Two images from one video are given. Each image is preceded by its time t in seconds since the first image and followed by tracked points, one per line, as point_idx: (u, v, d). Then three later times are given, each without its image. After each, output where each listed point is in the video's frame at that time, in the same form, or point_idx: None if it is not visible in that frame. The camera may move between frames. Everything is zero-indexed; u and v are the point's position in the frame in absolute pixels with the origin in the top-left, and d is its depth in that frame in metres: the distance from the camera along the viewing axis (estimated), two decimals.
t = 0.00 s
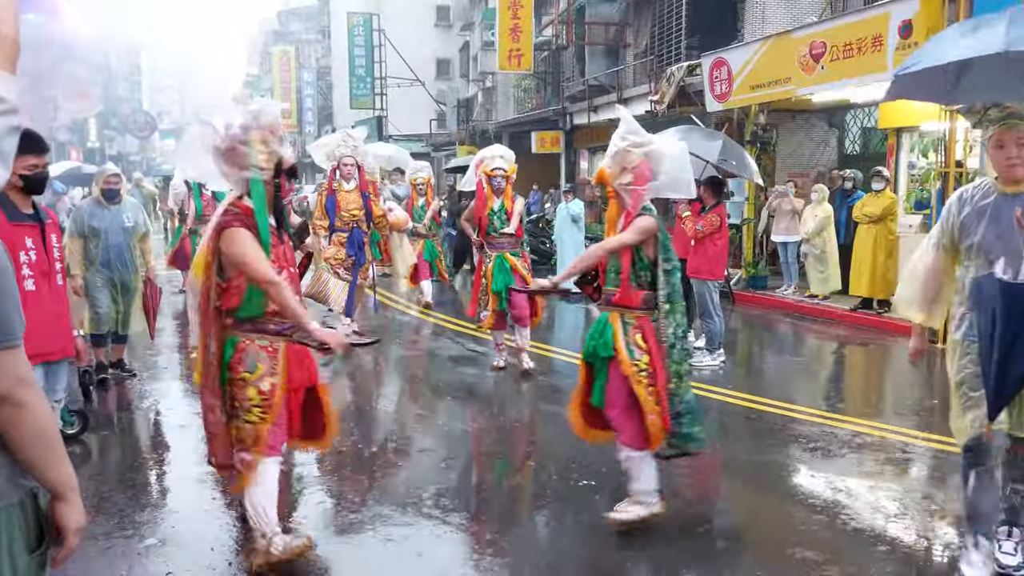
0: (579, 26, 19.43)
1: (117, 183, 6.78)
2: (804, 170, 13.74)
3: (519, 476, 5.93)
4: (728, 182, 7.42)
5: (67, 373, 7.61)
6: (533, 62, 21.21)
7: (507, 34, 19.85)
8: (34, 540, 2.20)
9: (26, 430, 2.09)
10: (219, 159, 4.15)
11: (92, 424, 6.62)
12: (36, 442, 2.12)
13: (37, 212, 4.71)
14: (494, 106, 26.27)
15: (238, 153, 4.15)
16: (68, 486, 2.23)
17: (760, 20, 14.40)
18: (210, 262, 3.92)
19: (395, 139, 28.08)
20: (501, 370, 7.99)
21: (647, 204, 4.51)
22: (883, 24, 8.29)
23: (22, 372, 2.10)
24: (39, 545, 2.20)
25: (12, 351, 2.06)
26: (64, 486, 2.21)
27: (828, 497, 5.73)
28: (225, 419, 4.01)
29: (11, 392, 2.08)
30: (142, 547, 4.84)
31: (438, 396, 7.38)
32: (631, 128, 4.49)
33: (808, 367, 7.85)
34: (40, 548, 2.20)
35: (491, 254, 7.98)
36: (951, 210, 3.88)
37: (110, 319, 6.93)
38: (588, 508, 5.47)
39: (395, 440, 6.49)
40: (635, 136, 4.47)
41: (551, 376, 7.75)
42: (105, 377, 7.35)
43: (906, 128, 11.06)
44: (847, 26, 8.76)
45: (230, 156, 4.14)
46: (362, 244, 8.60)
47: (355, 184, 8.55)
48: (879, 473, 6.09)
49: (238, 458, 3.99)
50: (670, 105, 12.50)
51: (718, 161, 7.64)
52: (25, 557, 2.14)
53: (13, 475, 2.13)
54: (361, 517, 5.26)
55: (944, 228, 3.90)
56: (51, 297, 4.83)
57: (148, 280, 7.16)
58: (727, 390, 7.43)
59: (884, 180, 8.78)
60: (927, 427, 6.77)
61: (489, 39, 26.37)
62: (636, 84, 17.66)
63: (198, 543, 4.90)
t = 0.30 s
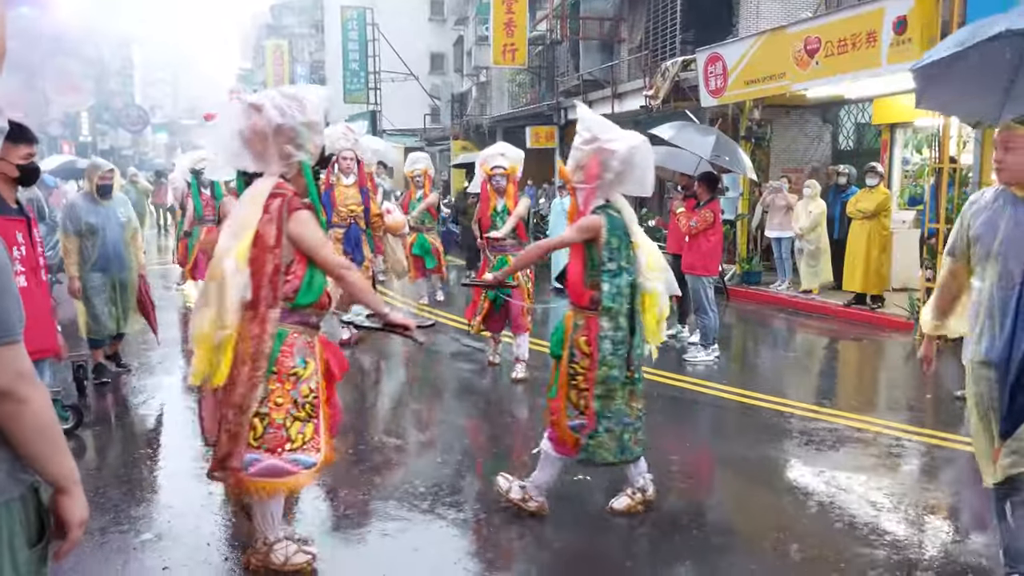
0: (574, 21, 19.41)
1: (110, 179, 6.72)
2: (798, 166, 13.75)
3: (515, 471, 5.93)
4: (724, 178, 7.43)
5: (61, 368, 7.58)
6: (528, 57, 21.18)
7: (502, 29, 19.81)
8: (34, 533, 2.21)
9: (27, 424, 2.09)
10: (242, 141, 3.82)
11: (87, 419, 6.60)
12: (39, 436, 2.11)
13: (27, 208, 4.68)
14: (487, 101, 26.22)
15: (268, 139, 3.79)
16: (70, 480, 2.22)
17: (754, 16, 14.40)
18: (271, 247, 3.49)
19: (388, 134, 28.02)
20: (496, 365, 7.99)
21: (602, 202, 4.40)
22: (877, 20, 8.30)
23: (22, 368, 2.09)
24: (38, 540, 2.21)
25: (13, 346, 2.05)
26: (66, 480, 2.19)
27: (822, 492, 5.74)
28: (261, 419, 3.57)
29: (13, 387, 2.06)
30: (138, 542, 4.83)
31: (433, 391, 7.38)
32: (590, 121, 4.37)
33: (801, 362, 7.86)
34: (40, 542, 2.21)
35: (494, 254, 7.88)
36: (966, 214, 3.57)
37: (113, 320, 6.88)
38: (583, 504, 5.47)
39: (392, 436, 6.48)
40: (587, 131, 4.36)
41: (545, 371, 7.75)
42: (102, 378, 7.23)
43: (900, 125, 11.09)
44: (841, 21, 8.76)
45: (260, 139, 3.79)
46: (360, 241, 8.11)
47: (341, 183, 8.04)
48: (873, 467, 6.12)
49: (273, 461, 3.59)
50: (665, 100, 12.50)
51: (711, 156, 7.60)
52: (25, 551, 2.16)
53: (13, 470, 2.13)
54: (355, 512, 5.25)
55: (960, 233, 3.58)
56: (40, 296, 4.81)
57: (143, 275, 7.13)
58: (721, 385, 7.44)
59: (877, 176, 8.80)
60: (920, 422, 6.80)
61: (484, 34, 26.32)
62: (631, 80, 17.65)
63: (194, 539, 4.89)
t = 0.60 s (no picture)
0: (567, 16, 19.38)
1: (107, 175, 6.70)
2: (792, 162, 13.75)
3: (511, 467, 5.92)
4: (718, 172, 7.45)
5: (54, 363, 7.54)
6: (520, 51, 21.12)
7: (495, 23, 19.73)
8: (35, 531, 2.17)
9: (31, 421, 2.05)
10: (283, 143, 3.46)
11: (79, 414, 6.56)
12: (41, 434, 2.07)
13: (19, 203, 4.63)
14: (480, 95, 26.12)
15: (318, 144, 3.46)
16: (75, 477, 2.16)
17: (748, 11, 14.40)
18: (337, 244, 3.48)
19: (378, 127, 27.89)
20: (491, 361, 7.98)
21: (557, 191, 4.37)
22: (872, 15, 8.31)
23: (24, 366, 2.04)
24: (41, 538, 2.19)
25: (15, 344, 2.01)
26: (70, 477, 2.14)
27: (814, 486, 5.76)
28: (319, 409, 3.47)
29: (14, 385, 2.02)
30: (133, 537, 4.80)
31: (427, 387, 7.36)
32: (555, 108, 4.39)
33: (795, 358, 7.88)
34: (42, 540, 2.19)
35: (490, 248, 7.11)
36: (989, 207, 3.57)
37: (111, 317, 6.80)
38: (579, 499, 5.47)
39: (388, 432, 6.46)
40: (552, 115, 4.38)
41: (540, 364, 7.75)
42: (95, 374, 7.19)
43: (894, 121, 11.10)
44: (836, 17, 8.77)
45: (306, 144, 3.45)
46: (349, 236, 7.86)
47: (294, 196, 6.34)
48: (866, 462, 6.14)
49: (319, 460, 3.56)
50: (659, 95, 12.50)
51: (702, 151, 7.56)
52: (26, 549, 2.13)
53: (16, 467, 2.11)
54: (351, 508, 5.23)
55: (981, 222, 3.59)
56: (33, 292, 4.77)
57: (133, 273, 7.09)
58: (715, 380, 7.46)
59: (871, 172, 8.83)
60: (913, 418, 6.82)
61: (475, 27, 26.23)
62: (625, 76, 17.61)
63: (189, 534, 4.87)
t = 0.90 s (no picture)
0: (563, 13, 19.37)
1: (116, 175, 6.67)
2: (788, 159, 13.77)
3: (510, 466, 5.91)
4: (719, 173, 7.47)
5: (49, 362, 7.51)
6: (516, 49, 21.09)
7: (491, 21, 19.67)
8: (42, 532, 2.15)
9: (42, 423, 2.00)
10: (336, 144, 3.80)
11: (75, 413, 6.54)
12: (54, 436, 2.03)
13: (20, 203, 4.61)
14: (476, 92, 26.08)
15: (371, 143, 3.83)
16: (83, 479, 2.13)
17: (744, 9, 14.40)
18: (397, 241, 3.84)
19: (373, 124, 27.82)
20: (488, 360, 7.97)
21: (530, 189, 4.38)
22: (868, 14, 8.34)
23: (35, 370, 1.99)
24: (48, 539, 2.17)
25: (28, 348, 1.97)
26: (79, 479, 2.10)
27: (811, 483, 5.78)
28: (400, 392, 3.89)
29: (26, 388, 1.97)
30: (132, 537, 4.77)
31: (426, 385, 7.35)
32: (531, 111, 4.36)
33: (791, 355, 7.89)
34: (49, 541, 2.17)
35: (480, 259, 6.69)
36: None
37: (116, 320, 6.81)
38: (577, 498, 5.47)
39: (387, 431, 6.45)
40: (528, 118, 4.34)
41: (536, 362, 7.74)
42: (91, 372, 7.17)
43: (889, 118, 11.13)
44: (832, 15, 8.80)
45: (359, 143, 3.80)
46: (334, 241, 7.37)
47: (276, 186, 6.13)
48: (863, 460, 6.15)
49: (419, 434, 3.95)
50: (655, 93, 12.51)
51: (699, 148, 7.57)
52: (32, 550, 2.11)
53: (25, 468, 2.09)
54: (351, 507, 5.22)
55: None
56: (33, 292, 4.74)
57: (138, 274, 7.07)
58: (711, 377, 7.47)
59: (867, 170, 8.85)
60: (909, 416, 6.84)
61: (472, 25, 26.19)
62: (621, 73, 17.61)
63: (190, 533, 4.85)
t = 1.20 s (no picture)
0: (557, 10, 19.34)
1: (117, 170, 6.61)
2: (783, 157, 13.76)
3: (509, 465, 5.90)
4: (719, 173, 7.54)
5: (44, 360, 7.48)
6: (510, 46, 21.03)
7: (485, 18, 19.61)
8: (47, 533, 2.15)
9: (48, 424, 2.02)
10: (378, 144, 4.21)
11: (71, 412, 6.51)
12: (58, 437, 2.05)
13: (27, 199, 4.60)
14: (471, 90, 26.01)
15: (403, 142, 4.30)
16: (87, 479, 2.16)
17: (738, 7, 14.41)
18: (424, 229, 4.29)
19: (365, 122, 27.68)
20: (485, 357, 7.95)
21: (514, 191, 4.56)
22: (863, 12, 8.36)
23: (41, 370, 2.01)
24: (53, 539, 2.17)
25: (34, 348, 1.99)
26: (83, 479, 2.13)
27: (806, 481, 5.79)
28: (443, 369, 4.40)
29: (32, 389, 1.99)
30: (130, 537, 4.73)
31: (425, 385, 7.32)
32: (517, 117, 4.58)
33: (786, 353, 7.90)
34: (54, 541, 2.17)
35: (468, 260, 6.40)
36: None
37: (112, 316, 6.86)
38: (576, 495, 5.46)
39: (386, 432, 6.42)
40: (513, 123, 4.55)
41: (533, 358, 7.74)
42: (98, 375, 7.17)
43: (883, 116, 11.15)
44: (827, 13, 8.81)
45: (395, 141, 4.27)
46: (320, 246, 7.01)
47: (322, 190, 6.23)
48: (858, 458, 6.16)
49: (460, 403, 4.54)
50: (650, 91, 12.52)
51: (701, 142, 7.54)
52: (39, 550, 2.11)
53: (31, 470, 2.09)
54: (349, 505, 5.19)
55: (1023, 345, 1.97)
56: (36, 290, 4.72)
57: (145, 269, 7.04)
58: (706, 374, 7.49)
59: (860, 167, 8.88)
60: (904, 414, 6.85)
61: (465, 21, 26.10)
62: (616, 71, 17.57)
63: (187, 531, 4.82)
